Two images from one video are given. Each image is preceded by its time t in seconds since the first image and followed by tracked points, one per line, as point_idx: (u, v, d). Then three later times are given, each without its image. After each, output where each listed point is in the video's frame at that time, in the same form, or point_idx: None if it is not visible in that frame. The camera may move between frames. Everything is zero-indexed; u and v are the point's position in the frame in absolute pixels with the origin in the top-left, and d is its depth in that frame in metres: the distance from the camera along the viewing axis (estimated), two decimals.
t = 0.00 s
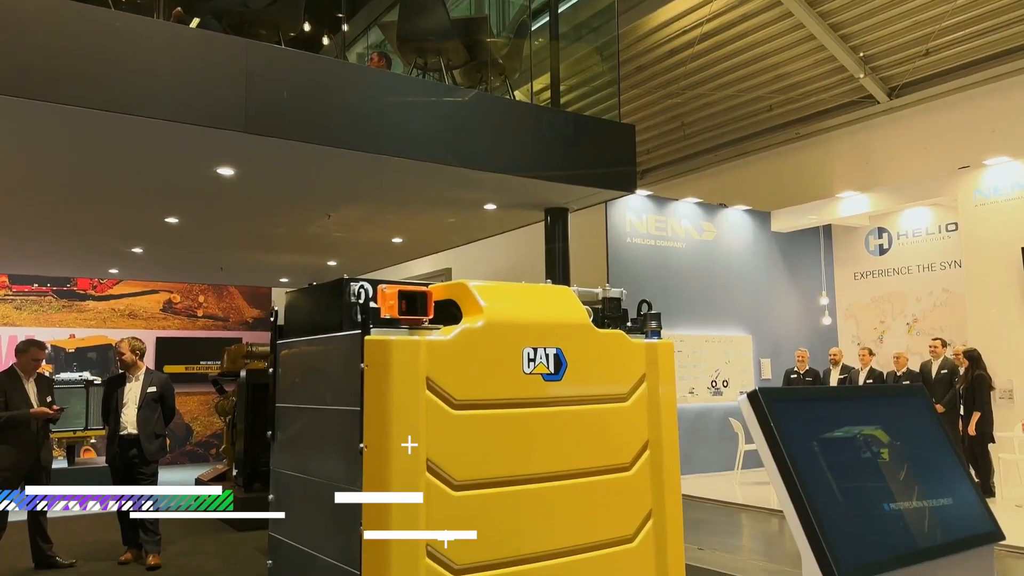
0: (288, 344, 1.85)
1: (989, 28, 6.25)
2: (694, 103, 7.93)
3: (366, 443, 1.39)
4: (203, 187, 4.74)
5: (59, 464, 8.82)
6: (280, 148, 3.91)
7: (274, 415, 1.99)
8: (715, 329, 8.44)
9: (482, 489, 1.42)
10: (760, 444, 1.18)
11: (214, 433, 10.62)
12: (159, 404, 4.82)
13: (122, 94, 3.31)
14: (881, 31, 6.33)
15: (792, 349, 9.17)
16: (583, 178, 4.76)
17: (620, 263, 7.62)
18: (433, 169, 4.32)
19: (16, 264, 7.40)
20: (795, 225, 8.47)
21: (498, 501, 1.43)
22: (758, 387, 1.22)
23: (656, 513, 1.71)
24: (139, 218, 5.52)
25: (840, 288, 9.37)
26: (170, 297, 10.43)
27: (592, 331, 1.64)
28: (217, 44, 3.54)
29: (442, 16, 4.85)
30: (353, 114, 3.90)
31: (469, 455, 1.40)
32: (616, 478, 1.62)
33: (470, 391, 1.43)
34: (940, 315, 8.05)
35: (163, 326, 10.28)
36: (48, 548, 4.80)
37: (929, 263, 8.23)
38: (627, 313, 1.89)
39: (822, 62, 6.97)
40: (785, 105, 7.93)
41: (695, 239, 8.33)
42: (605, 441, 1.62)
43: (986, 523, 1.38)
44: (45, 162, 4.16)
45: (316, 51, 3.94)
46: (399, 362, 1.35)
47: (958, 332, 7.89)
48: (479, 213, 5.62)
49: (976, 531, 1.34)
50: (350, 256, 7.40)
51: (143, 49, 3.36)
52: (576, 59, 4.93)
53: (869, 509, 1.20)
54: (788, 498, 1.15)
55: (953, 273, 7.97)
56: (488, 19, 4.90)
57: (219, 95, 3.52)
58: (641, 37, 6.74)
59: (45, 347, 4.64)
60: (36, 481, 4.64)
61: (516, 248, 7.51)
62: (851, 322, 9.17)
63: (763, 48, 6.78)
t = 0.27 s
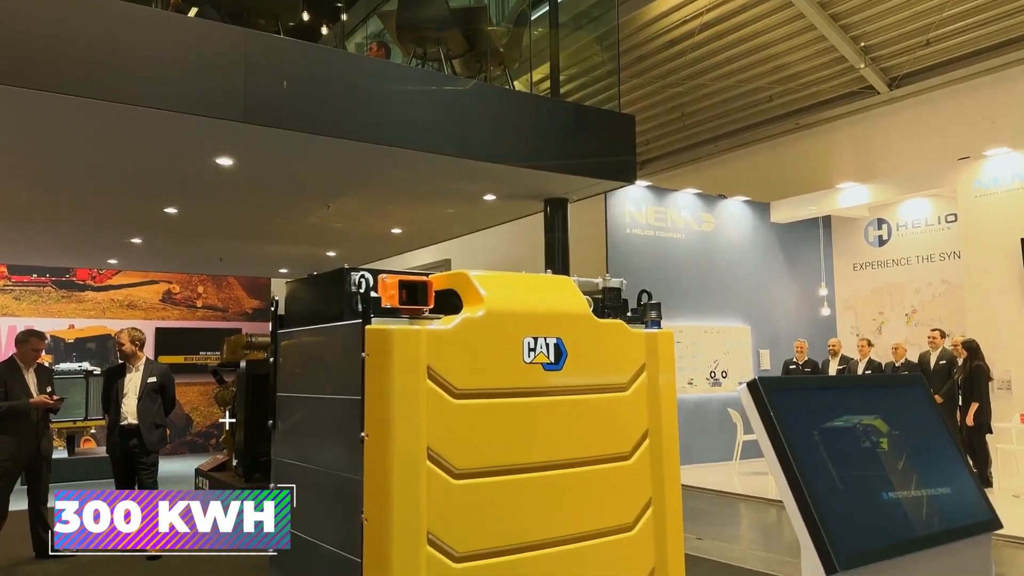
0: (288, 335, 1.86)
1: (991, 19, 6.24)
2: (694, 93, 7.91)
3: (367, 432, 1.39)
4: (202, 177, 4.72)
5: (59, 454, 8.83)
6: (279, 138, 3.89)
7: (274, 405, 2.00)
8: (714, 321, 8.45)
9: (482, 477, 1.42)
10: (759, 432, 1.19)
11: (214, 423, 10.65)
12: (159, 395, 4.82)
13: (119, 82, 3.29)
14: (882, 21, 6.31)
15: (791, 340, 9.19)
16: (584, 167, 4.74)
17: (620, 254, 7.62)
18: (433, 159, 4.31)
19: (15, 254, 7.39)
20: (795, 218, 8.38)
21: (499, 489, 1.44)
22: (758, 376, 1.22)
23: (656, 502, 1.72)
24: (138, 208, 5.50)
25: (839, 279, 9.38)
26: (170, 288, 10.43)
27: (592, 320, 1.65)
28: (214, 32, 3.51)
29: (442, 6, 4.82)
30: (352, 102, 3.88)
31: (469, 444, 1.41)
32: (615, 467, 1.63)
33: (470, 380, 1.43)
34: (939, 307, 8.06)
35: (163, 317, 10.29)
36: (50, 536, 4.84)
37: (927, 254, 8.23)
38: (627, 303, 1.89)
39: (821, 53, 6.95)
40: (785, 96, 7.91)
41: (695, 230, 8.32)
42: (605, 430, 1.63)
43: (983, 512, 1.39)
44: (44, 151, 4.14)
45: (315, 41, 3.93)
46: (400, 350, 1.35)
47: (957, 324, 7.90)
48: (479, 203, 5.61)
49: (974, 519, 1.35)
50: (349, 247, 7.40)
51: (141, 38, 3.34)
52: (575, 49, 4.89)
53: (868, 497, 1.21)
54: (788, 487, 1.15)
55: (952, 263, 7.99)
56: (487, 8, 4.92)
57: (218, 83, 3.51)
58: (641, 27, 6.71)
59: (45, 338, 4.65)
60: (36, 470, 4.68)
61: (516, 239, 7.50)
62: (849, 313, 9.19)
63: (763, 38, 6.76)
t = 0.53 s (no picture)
0: (289, 324, 1.86)
1: (992, 9, 6.23)
2: (694, 84, 7.89)
3: (370, 420, 1.40)
4: (201, 166, 4.71)
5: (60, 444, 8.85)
6: (278, 127, 3.88)
7: (275, 394, 2.01)
8: (714, 312, 8.47)
9: (484, 465, 1.44)
10: (760, 421, 1.19)
11: (214, 413, 10.69)
12: (160, 384, 4.83)
13: (117, 71, 3.28)
14: (883, 12, 6.30)
15: (790, 331, 9.21)
16: (584, 156, 4.73)
17: (619, 244, 7.62)
18: (432, 148, 4.30)
19: (14, 243, 7.37)
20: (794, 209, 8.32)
21: (501, 477, 1.45)
22: (759, 365, 1.23)
23: (656, 490, 1.73)
24: (137, 197, 5.48)
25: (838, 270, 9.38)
26: (169, 278, 10.42)
27: (593, 309, 1.65)
28: (212, 19, 3.49)
29: None
30: (351, 92, 3.87)
31: (471, 432, 1.42)
32: (616, 455, 1.64)
33: (472, 369, 1.44)
34: (937, 298, 8.08)
35: (162, 307, 10.29)
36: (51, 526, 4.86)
37: (926, 245, 8.24)
38: (628, 293, 1.89)
39: (821, 44, 6.94)
40: (786, 87, 7.89)
41: (694, 221, 8.32)
42: (607, 420, 1.64)
43: (981, 500, 1.40)
44: (42, 141, 4.12)
45: (314, 30, 3.95)
46: (403, 339, 1.36)
47: (955, 315, 7.93)
48: (479, 193, 5.60)
49: (971, 507, 1.36)
50: (348, 237, 7.40)
51: (141, 26, 3.33)
52: (576, 38, 4.91)
53: (868, 484, 1.22)
54: (788, 475, 1.16)
55: (952, 255, 7.99)
56: None
57: (217, 72, 3.50)
58: (642, 17, 6.69)
59: (45, 328, 4.65)
60: (37, 460, 4.68)
61: (515, 229, 7.49)
62: (848, 304, 9.21)
63: (763, 28, 6.74)
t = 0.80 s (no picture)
0: (291, 315, 1.87)
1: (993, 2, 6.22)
2: (694, 76, 7.89)
3: (373, 410, 1.40)
4: (201, 159, 4.71)
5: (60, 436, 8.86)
6: (279, 119, 3.88)
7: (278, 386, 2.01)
8: (713, 305, 8.47)
9: (487, 455, 1.44)
10: (761, 411, 1.20)
11: (214, 405, 10.71)
12: (161, 377, 4.83)
13: (117, 62, 3.27)
14: (884, 4, 6.28)
15: (790, 324, 9.22)
16: (585, 148, 4.73)
17: (619, 237, 7.62)
18: (433, 141, 4.29)
19: (14, 236, 7.36)
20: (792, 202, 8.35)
21: (503, 467, 1.46)
22: (759, 356, 1.23)
23: (657, 481, 1.74)
24: (137, 189, 5.48)
25: (838, 263, 9.39)
26: (168, 271, 10.41)
27: (595, 301, 1.66)
28: (211, 9, 3.47)
29: None
30: (352, 83, 3.86)
31: (474, 421, 1.42)
32: (616, 446, 1.65)
33: (475, 359, 1.44)
34: (937, 292, 8.09)
35: (161, 299, 10.29)
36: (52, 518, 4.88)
37: (927, 239, 8.24)
38: (629, 285, 1.90)
39: (821, 37, 6.94)
40: (786, 79, 7.89)
41: (694, 214, 8.32)
42: (608, 411, 1.64)
43: (981, 492, 1.41)
44: (41, 133, 4.12)
45: (314, 21, 3.94)
46: (407, 330, 1.36)
47: (954, 308, 7.94)
48: (478, 186, 5.60)
49: (971, 498, 1.37)
50: (348, 229, 7.40)
51: (140, 17, 3.31)
52: (576, 31, 4.89)
53: (868, 474, 1.23)
54: (789, 465, 1.17)
55: (952, 248, 7.98)
56: None
57: (217, 63, 3.49)
58: (643, 9, 6.67)
59: (45, 320, 4.65)
60: (39, 451, 4.71)
61: (515, 222, 7.49)
62: (848, 297, 9.21)
63: (764, 21, 6.72)
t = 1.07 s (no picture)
0: (294, 306, 1.87)
1: None
2: (695, 68, 7.87)
3: (376, 400, 1.41)
4: (200, 150, 4.69)
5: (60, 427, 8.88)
6: (279, 111, 3.87)
7: (279, 376, 2.01)
8: (712, 297, 8.48)
9: (489, 445, 1.45)
10: (762, 401, 1.20)
11: (214, 397, 10.73)
12: (162, 368, 4.83)
13: (116, 53, 3.26)
14: None
15: (789, 316, 9.23)
16: (585, 139, 4.72)
17: (619, 229, 7.61)
18: (433, 132, 4.28)
19: (13, 227, 7.35)
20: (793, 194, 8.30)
21: (505, 457, 1.46)
22: (761, 347, 1.23)
23: (657, 471, 1.75)
24: (136, 181, 5.47)
25: (837, 255, 9.41)
26: (168, 262, 10.41)
27: (597, 292, 1.66)
28: None
29: None
30: (352, 75, 3.85)
31: (476, 412, 1.43)
32: (617, 436, 1.66)
33: (477, 350, 1.45)
34: (936, 284, 8.11)
35: (161, 291, 10.29)
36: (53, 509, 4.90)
37: (926, 231, 8.24)
38: (631, 276, 1.90)
39: (822, 28, 6.93)
40: (786, 71, 7.87)
41: (694, 206, 8.32)
42: (611, 402, 1.65)
43: (980, 482, 1.42)
44: (41, 124, 4.11)
45: (313, 12, 3.89)
46: (409, 321, 1.36)
47: (953, 300, 7.96)
48: (478, 178, 5.59)
49: (970, 489, 1.38)
50: (348, 221, 7.39)
51: (139, 8, 3.30)
52: (576, 22, 4.93)
53: (868, 464, 1.24)
54: (789, 455, 1.18)
55: (951, 240, 7.98)
56: None
57: (216, 54, 3.48)
58: None
59: (46, 312, 4.65)
60: (41, 442, 4.73)
61: (515, 214, 7.48)
62: (847, 289, 9.22)
63: (765, 12, 6.70)
